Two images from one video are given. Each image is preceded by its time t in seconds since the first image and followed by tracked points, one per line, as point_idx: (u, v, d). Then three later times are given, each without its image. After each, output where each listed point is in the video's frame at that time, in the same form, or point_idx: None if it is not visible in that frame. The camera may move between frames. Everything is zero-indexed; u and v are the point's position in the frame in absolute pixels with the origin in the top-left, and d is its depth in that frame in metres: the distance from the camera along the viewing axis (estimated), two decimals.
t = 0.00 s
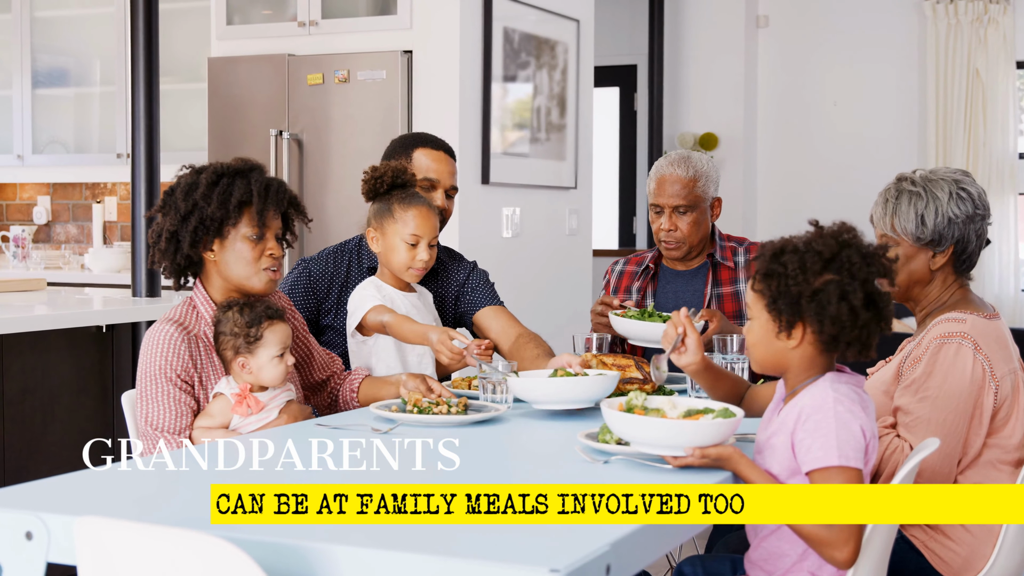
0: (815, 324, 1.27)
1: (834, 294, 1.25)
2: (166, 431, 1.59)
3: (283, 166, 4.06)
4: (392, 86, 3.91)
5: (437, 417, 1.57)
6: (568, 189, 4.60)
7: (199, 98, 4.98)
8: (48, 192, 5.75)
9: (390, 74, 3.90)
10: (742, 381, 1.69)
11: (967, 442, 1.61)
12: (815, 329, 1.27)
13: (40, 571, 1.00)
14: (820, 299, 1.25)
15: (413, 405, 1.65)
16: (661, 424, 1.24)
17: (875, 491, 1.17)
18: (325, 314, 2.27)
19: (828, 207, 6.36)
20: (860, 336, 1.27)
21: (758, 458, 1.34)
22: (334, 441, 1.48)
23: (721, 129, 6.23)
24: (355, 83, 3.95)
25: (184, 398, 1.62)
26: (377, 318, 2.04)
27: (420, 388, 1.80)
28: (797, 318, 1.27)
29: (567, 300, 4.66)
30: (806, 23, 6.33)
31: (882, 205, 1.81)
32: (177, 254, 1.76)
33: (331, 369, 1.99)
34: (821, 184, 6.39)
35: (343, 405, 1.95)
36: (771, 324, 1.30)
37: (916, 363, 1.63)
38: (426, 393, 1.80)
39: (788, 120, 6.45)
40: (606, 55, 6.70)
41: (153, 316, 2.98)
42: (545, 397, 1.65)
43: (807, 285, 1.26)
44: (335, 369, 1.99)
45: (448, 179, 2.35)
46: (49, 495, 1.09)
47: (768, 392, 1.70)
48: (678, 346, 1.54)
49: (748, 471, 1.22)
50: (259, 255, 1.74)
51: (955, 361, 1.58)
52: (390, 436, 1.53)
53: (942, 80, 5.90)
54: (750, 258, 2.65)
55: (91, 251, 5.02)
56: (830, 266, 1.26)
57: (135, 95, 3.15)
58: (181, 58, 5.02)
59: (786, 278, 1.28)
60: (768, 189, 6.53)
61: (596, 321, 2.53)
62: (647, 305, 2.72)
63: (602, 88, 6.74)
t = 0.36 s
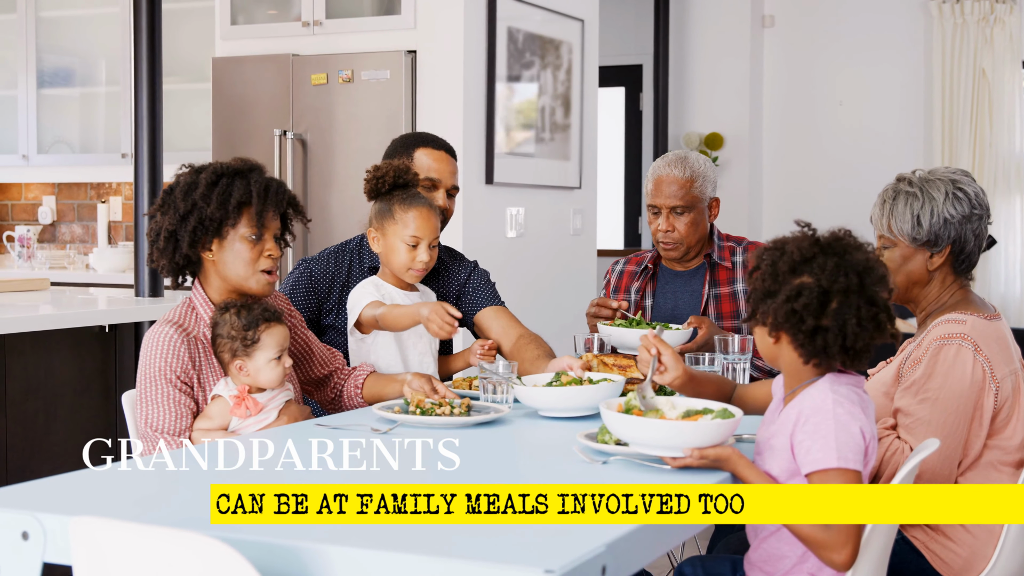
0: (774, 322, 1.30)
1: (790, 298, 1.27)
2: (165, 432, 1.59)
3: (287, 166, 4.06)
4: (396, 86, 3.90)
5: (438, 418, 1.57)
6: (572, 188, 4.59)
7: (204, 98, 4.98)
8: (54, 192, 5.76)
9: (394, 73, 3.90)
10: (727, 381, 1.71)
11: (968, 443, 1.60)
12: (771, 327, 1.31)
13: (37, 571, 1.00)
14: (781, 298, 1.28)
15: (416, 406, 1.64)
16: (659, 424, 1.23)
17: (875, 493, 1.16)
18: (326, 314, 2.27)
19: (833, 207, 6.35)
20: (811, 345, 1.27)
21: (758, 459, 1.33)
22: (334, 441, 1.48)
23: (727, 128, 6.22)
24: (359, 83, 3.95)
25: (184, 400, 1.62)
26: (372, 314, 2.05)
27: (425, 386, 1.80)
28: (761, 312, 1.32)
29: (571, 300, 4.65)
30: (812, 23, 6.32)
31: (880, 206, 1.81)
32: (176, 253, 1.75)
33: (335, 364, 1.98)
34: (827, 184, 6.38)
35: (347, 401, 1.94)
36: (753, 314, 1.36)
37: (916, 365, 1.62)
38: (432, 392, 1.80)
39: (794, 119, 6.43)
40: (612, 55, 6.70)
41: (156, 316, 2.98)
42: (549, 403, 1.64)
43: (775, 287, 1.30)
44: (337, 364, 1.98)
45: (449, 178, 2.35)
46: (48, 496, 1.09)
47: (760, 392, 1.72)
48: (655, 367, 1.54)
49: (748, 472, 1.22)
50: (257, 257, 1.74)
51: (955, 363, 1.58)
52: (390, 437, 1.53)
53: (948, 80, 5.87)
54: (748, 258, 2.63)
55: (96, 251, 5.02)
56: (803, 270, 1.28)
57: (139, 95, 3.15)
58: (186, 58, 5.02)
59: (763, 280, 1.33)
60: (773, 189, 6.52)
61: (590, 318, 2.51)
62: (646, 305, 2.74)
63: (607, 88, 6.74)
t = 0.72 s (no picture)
0: (773, 329, 1.30)
1: (794, 305, 1.26)
2: (161, 432, 1.59)
3: (290, 166, 4.07)
4: (399, 86, 3.91)
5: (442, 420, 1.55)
6: (575, 188, 4.59)
7: (207, 98, 4.98)
8: (58, 192, 5.77)
9: (397, 73, 3.90)
10: (731, 382, 1.71)
11: (968, 445, 1.60)
12: (773, 334, 1.30)
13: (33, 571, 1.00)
14: (782, 305, 1.27)
15: (420, 407, 1.63)
16: (657, 426, 1.23)
17: (875, 493, 1.16)
18: (326, 314, 2.27)
19: (837, 207, 6.35)
20: (815, 351, 1.27)
21: (756, 460, 1.33)
22: (334, 441, 1.48)
23: (731, 128, 6.22)
24: (362, 83, 3.95)
25: (180, 400, 1.62)
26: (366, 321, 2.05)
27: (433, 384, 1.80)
28: (761, 319, 1.31)
29: (574, 300, 4.65)
30: (816, 23, 6.31)
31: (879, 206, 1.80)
32: (172, 252, 1.75)
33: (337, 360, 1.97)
34: (831, 185, 6.37)
35: (353, 399, 1.93)
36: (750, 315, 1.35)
37: (916, 366, 1.62)
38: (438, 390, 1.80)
39: (798, 119, 6.43)
40: (616, 55, 6.70)
41: (158, 315, 2.99)
42: (556, 406, 1.63)
43: (776, 294, 1.28)
44: (339, 362, 1.97)
45: (448, 177, 2.35)
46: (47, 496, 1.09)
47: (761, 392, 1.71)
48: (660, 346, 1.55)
49: (746, 473, 1.22)
50: (254, 257, 1.75)
51: (955, 364, 1.57)
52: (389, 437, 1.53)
53: (953, 79, 5.85)
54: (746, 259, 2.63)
55: (99, 250, 5.03)
56: (804, 275, 1.26)
57: (141, 96, 3.16)
58: (189, 58, 5.02)
59: (761, 286, 1.31)
60: (778, 189, 6.52)
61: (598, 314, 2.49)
62: (646, 304, 2.73)
63: (611, 87, 6.74)
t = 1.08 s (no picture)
0: (816, 336, 1.26)
1: (838, 303, 1.24)
2: (156, 433, 1.60)
3: (292, 166, 4.07)
4: (401, 86, 3.91)
5: (448, 422, 1.54)
6: (578, 189, 4.59)
7: (209, 98, 4.99)
8: (61, 192, 5.78)
9: (399, 74, 3.91)
10: (739, 381, 1.70)
11: (967, 446, 1.60)
12: (818, 342, 1.26)
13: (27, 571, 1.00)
14: (823, 308, 1.24)
15: (422, 409, 1.61)
16: (656, 424, 1.25)
17: (869, 494, 1.16)
18: (324, 314, 2.28)
19: (840, 207, 6.35)
20: (866, 342, 1.26)
21: (751, 460, 1.33)
22: (333, 441, 1.48)
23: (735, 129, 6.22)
24: (364, 83, 3.95)
25: (176, 401, 1.62)
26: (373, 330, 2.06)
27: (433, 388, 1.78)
28: (797, 331, 1.26)
29: (575, 300, 4.65)
30: (820, 22, 6.31)
31: (879, 206, 1.80)
32: (170, 252, 1.76)
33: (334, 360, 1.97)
34: (833, 185, 6.37)
35: (353, 399, 1.93)
36: (768, 334, 1.29)
37: (915, 366, 1.62)
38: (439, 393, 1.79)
39: (802, 119, 6.43)
40: (620, 55, 6.70)
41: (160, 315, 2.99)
42: (558, 408, 1.63)
43: (808, 296, 1.24)
44: (338, 361, 1.97)
45: (445, 177, 2.36)
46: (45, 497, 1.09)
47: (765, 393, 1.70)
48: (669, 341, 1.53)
49: (741, 473, 1.22)
50: (252, 258, 1.75)
51: (953, 365, 1.58)
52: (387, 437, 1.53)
53: (956, 79, 5.82)
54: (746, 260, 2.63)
55: (102, 251, 5.03)
56: (827, 273, 1.25)
57: (141, 97, 3.16)
58: (192, 59, 5.03)
59: (785, 291, 1.26)
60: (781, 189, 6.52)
61: (586, 310, 2.48)
62: (646, 305, 2.73)
63: (614, 88, 6.74)
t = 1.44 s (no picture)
0: (835, 331, 1.26)
1: (857, 297, 1.25)
2: (154, 434, 1.60)
3: (295, 166, 4.07)
4: (404, 86, 3.91)
5: (454, 424, 1.52)
6: (582, 189, 4.58)
7: (212, 99, 4.99)
8: (65, 192, 5.79)
9: (402, 74, 3.91)
10: (734, 383, 1.70)
11: (967, 446, 1.60)
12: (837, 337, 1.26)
13: (22, 572, 1.01)
14: (842, 302, 1.25)
15: (426, 411, 1.59)
16: (651, 424, 1.25)
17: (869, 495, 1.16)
18: (322, 314, 2.28)
19: (844, 207, 6.34)
20: (881, 336, 1.28)
21: (750, 461, 1.33)
22: (333, 441, 1.49)
23: (740, 129, 6.21)
24: (368, 83, 3.96)
25: (174, 402, 1.62)
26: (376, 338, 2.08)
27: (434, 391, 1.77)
28: (817, 326, 1.26)
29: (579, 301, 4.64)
30: (824, 22, 6.30)
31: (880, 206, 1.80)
32: (171, 252, 1.76)
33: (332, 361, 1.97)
34: (838, 185, 6.36)
35: (354, 400, 1.93)
36: (784, 330, 1.28)
37: (915, 367, 1.62)
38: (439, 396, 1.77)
39: (807, 119, 6.43)
40: (625, 54, 6.70)
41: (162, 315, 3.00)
42: (557, 409, 1.63)
43: (828, 293, 1.25)
44: (338, 361, 1.97)
45: (442, 176, 2.36)
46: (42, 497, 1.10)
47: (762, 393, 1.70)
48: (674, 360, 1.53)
49: (740, 474, 1.22)
50: (251, 260, 1.75)
51: (953, 366, 1.57)
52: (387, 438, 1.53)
53: (962, 79, 5.81)
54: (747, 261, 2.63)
55: (105, 251, 5.04)
56: (841, 270, 1.26)
57: (144, 99, 3.16)
58: (195, 60, 5.04)
59: (802, 288, 1.25)
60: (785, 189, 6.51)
61: (576, 312, 2.48)
62: (647, 306, 2.73)
63: (618, 88, 6.74)
